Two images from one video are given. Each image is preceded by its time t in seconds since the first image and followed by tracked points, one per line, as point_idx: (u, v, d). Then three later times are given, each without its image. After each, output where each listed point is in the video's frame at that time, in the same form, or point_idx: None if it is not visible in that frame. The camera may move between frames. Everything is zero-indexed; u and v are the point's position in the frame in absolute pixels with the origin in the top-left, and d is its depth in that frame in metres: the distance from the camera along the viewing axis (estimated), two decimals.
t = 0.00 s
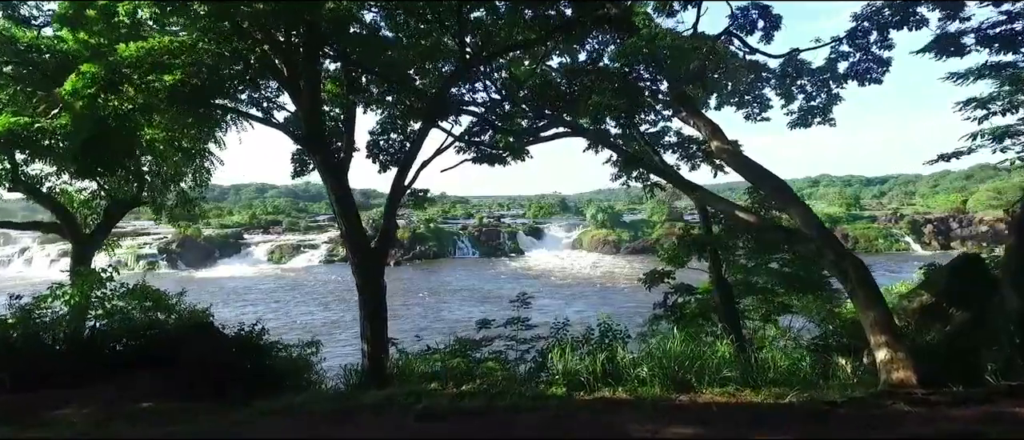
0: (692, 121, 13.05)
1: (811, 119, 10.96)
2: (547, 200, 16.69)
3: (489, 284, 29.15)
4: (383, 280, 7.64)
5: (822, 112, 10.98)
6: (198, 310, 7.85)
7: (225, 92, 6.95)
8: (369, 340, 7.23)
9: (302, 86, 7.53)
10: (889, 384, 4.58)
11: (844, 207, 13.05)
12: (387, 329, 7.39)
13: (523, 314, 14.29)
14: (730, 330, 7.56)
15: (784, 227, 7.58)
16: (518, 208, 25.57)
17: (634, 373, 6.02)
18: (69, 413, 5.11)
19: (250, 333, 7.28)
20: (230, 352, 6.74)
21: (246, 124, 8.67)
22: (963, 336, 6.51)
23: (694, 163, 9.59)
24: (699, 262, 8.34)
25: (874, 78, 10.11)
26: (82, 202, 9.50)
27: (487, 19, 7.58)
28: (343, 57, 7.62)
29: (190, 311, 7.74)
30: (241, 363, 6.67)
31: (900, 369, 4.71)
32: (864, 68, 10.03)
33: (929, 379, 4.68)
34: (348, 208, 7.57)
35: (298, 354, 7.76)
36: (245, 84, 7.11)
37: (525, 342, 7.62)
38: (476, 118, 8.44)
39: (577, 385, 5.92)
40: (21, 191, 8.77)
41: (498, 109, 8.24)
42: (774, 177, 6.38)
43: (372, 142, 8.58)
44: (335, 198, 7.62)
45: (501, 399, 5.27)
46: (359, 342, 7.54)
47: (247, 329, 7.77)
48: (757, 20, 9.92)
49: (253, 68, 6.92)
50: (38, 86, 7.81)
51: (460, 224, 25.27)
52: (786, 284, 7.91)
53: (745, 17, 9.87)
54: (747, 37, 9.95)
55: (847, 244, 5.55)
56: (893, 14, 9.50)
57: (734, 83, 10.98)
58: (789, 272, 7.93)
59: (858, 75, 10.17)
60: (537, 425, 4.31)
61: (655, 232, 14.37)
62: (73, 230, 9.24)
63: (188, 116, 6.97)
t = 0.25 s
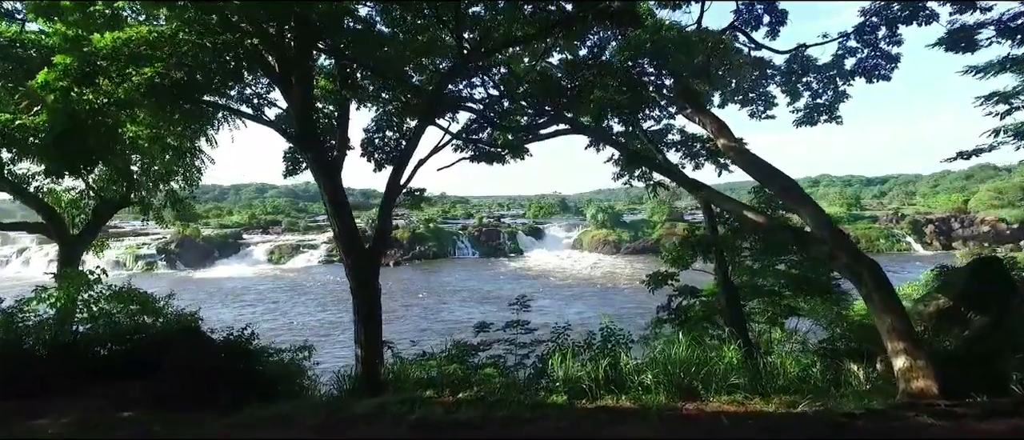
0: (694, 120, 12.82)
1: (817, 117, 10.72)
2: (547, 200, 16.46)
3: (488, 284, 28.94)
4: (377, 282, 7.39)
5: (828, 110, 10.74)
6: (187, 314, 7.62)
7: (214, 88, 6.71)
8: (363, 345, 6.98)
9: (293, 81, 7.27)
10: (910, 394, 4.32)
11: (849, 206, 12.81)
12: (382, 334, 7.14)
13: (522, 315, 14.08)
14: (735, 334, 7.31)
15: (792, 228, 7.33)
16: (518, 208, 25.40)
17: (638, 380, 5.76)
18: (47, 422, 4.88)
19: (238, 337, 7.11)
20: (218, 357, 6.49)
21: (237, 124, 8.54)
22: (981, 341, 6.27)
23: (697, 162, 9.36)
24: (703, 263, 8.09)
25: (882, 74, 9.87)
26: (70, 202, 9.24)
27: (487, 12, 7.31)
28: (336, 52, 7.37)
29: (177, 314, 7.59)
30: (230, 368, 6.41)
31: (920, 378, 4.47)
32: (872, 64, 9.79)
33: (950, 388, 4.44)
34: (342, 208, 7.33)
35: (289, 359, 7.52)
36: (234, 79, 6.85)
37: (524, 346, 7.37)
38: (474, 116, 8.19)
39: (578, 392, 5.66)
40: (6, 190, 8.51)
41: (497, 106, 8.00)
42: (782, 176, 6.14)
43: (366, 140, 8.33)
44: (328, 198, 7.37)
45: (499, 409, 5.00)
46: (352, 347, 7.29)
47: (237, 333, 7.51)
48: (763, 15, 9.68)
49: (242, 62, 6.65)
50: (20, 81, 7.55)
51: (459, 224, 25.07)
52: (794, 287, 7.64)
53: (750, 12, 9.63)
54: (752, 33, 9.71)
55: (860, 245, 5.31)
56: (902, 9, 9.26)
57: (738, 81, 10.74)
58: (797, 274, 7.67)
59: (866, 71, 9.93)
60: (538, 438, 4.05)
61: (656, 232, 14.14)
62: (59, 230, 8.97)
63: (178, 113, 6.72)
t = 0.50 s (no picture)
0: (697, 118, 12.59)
1: (824, 115, 10.47)
2: (547, 200, 16.26)
3: (488, 284, 28.75)
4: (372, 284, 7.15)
5: (835, 108, 10.49)
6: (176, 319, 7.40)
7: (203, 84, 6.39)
8: (356, 350, 6.73)
9: (283, 78, 7.02)
10: (932, 406, 4.07)
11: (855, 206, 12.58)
12: (375, 339, 6.89)
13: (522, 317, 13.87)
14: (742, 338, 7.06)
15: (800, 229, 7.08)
16: (517, 209, 25.28)
17: (642, 388, 5.50)
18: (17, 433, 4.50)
19: (226, 343, 6.85)
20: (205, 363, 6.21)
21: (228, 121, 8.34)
22: (1003, 347, 6.03)
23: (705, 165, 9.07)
24: (708, 264, 7.86)
25: (891, 71, 9.62)
26: (56, 201, 9.00)
27: (485, 7, 7.02)
28: (328, 47, 7.11)
29: (165, 318, 7.37)
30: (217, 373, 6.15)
31: (942, 388, 4.22)
32: (881, 61, 9.54)
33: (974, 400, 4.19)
34: (335, 208, 7.09)
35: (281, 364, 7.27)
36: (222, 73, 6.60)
37: (523, 351, 7.13)
38: (471, 113, 7.93)
39: (580, 401, 5.41)
40: None
41: (496, 103, 7.75)
42: (793, 176, 5.90)
43: (361, 138, 8.09)
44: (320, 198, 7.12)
45: (497, 420, 4.74)
46: (345, 352, 7.03)
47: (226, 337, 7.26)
48: (768, 10, 9.43)
49: (231, 55, 6.38)
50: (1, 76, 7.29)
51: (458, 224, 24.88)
52: (803, 290, 7.38)
53: (755, 7, 9.38)
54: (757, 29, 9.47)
55: (876, 248, 5.07)
56: (912, 4, 9.01)
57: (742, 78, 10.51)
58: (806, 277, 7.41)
59: (874, 68, 9.69)
60: None
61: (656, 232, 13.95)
62: (44, 231, 8.71)
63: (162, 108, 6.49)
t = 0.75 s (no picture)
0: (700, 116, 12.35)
1: (831, 112, 10.22)
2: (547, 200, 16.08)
3: (488, 284, 28.58)
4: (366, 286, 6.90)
5: (842, 105, 10.24)
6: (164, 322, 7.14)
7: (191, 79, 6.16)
8: (349, 356, 6.47)
9: (274, 74, 6.78)
10: (959, 419, 3.80)
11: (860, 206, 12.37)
12: (368, 344, 6.63)
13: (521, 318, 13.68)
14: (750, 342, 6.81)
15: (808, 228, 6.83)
16: (517, 209, 24.58)
17: (648, 397, 5.24)
18: None
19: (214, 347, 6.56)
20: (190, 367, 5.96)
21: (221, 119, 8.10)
22: None
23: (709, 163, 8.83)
24: (714, 266, 7.60)
25: (900, 68, 9.36)
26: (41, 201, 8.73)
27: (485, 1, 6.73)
28: (321, 43, 6.86)
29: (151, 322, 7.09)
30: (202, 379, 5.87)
31: (968, 400, 3.94)
32: (890, 57, 9.28)
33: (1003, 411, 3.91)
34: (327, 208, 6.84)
35: (271, 369, 7.01)
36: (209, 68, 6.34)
37: (523, 355, 6.89)
38: (469, 110, 7.68)
39: (582, 411, 5.15)
40: None
41: (495, 99, 7.50)
42: (805, 174, 5.65)
43: (354, 135, 7.82)
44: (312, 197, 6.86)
45: (495, 432, 4.48)
46: (337, 358, 6.77)
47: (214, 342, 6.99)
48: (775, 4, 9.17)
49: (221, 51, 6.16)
50: None
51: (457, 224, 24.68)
52: (812, 293, 7.12)
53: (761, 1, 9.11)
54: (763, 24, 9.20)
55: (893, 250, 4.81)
56: None
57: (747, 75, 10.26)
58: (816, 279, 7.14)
59: (883, 64, 9.42)
60: None
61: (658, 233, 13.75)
62: (29, 231, 8.44)
63: (145, 103, 6.26)
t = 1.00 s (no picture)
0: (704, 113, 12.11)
1: (838, 109, 9.96)
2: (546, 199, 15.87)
3: (488, 285, 28.39)
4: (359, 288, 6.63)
5: (850, 102, 9.97)
6: (149, 327, 6.87)
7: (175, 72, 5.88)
8: (341, 362, 6.21)
9: (263, 68, 6.53)
10: (989, 433, 3.57)
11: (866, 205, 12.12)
12: (362, 349, 6.37)
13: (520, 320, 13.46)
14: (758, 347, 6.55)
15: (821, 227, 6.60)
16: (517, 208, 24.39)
17: (654, 406, 4.98)
18: None
19: (200, 353, 6.27)
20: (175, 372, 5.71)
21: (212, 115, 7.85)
22: None
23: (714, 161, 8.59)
24: (720, 267, 7.34)
25: (911, 63, 9.09)
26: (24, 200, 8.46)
27: None
28: (314, 36, 6.59)
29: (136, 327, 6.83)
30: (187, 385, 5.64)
31: (1000, 413, 3.72)
32: (900, 52, 9.01)
33: None
34: (319, 207, 6.56)
35: (261, 375, 6.74)
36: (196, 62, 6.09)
37: (522, 360, 6.65)
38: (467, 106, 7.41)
39: (584, 421, 4.88)
40: None
41: (493, 94, 7.23)
42: (818, 172, 5.40)
43: (348, 132, 7.56)
44: (303, 197, 6.59)
45: None
46: (328, 363, 6.50)
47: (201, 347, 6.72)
48: None
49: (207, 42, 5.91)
50: None
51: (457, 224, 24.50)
52: (825, 297, 6.83)
53: None
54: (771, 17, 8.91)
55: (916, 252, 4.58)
56: None
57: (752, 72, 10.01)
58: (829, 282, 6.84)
59: (893, 59, 9.15)
60: None
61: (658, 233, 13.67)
62: (12, 231, 8.18)
63: (125, 98, 5.99)
